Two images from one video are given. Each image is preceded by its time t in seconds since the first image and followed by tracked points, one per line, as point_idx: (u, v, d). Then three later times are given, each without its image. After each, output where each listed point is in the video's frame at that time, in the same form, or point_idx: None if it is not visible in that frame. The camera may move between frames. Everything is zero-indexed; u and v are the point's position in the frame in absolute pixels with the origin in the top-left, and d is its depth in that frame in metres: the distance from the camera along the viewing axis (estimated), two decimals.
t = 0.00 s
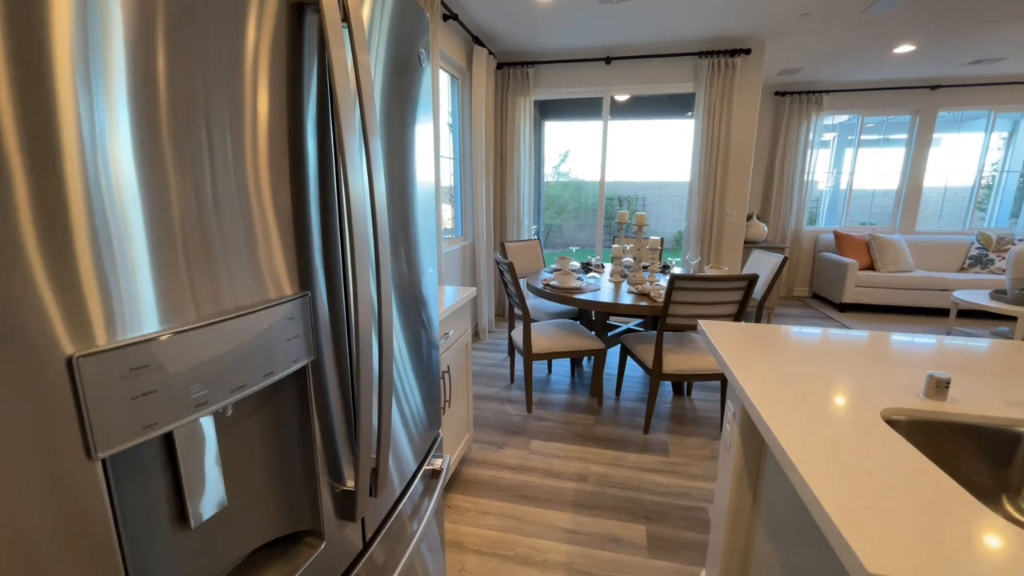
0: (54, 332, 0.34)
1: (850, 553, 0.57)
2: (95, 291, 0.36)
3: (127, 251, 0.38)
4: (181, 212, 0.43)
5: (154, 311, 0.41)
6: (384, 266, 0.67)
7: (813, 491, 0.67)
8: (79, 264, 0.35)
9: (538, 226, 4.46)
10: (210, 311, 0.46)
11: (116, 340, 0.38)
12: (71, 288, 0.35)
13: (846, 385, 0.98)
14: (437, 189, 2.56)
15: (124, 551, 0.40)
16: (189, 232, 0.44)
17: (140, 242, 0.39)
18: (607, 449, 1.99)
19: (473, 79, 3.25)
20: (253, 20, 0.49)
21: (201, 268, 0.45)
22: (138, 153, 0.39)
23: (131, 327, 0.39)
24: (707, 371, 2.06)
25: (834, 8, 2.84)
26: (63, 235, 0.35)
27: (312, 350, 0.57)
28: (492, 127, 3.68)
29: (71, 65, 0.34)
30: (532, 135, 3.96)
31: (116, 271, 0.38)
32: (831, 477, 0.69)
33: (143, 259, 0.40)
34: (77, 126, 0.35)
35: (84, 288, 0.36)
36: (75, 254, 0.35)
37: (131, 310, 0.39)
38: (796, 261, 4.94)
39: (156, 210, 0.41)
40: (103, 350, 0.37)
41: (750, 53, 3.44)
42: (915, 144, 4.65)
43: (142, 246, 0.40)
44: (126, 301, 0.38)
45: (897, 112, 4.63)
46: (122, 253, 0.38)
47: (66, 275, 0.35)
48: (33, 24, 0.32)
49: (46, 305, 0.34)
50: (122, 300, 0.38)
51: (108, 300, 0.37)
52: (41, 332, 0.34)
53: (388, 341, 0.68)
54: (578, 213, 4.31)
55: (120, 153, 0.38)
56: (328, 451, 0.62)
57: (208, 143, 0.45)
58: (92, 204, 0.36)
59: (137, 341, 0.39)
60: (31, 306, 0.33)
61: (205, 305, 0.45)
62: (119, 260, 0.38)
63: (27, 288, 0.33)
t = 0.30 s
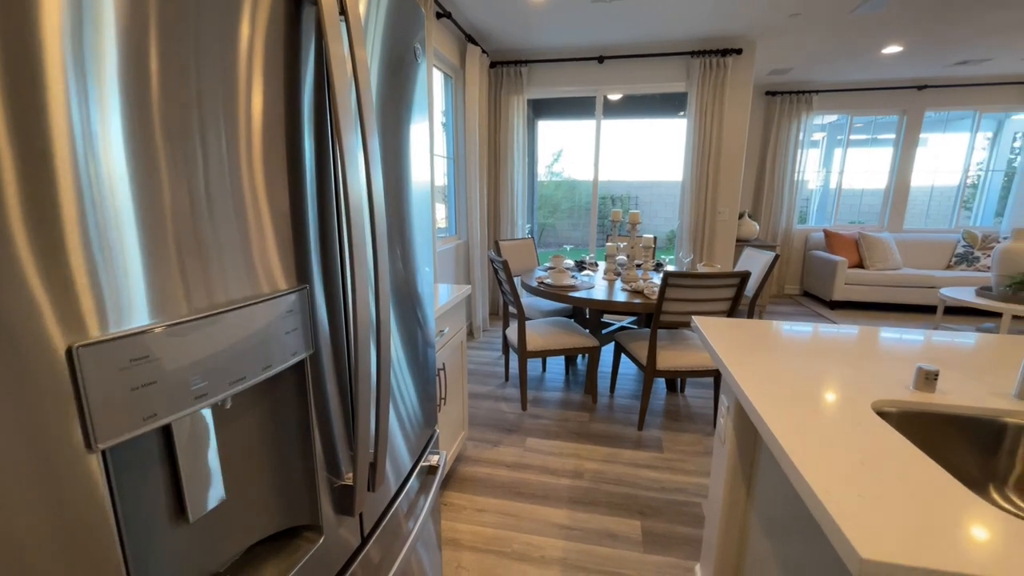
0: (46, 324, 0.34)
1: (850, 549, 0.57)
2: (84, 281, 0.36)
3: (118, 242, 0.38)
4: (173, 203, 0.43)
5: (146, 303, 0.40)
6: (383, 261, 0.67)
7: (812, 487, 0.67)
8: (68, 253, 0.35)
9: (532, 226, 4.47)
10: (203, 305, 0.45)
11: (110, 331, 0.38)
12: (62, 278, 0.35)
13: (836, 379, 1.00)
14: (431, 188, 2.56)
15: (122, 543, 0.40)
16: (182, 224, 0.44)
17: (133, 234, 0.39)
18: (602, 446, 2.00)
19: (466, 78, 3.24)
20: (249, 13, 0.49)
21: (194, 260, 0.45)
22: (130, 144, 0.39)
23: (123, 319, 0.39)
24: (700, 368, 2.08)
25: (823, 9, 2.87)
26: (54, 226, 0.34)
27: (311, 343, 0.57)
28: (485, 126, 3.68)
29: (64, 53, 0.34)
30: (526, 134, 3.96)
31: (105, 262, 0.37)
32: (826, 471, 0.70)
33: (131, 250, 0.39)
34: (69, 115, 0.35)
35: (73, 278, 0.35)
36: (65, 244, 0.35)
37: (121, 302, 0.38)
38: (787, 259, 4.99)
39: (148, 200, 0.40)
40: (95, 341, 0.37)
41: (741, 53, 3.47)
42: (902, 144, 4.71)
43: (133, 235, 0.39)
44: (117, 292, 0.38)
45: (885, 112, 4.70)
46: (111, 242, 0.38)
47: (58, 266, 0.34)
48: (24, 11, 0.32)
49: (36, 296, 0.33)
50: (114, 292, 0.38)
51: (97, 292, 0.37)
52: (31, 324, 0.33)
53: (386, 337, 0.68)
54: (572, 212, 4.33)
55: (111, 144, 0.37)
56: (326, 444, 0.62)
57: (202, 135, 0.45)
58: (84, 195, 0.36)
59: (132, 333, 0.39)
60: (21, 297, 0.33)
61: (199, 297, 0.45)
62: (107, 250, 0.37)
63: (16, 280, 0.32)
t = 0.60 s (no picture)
0: (30, 327, 0.33)
1: (846, 551, 0.57)
2: (69, 285, 0.35)
3: (106, 242, 0.37)
4: (162, 203, 0.42)
5: (137, 305, 0.40)
6: (374, 262, 0.66)
7: (807, 487, 0.67)
8: (52, 255, 0.34)
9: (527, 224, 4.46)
10: (192, 307, 0.44)
11: (96, 336, 0.37)
12: (48, 282, 0.34)
13: (830, 378, 1.00)
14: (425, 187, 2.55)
15: (105, 553, 0.39)
16: (171, 225, 0.43)
17: (122, 236, 0.38)
18: (597, 445, 2.00)
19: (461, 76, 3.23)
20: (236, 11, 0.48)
21: (183, 262, 0.44)
22: (118, 142, 0.38)
23: (113, 322, 0.38)
24: (694, 366, 2.08)
25: (817, 8, 2.87)
26: (39, 227, 0.33)
27: (300, 346, 0.56)
28: (480, 125, 3.66)
29: (48, 50, 0.33)
30: (521, 132, 3.94)
31: (94, 264, 0.36)
32: (823, 471, 0.70)
33: (122, 252, 0.38)
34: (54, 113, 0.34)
35: (59, 283, 0.34)
36: (49, 248, 0.34)
37: (112, 304, 0.38)
38: (781, 258, 5.02)
39: (136, 199, 0.39)
40: (76, 348, 0.35)
41: (736, 52, 3.47)
42: (895, 142, 4.74)
43: (121, 235, 0.38)
44: (105, 295, 0.37)
45: (878, 111, 4.72)
46: (103, 243, 0.37)
47: (42, 268, 0.33)
48: (7, 1, 0.31)
49: (20, 299, 0.32)
50: (103, 294, 0.37)
51: (84, 296, 0.36)
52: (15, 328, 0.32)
53: (377, 340, 0.67)
54: (567, 211, 4.33)
55: (99, 143, 0.36)
56: (316, 448, 0.61)
57: (190, 134, 0.44)
58: (72, 196, 0.35)
59: (121, 335, 0.38)
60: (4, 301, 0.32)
61: (185, 300, 0.44)
62: (96, 252, 0.36)
63: None
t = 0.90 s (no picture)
0: None
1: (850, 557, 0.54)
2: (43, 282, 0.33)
3: (82, 234, 0.35)
4: (143, 192, 0.39)
5: (118, 301, 0.38)
6: (360, 264, 0.63)
7: (810, 490, 0.64)
8: (25, 248, 0.32)
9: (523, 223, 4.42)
10: (174, 305, 0.42)
11: (72, 335, 0.35)
12: (15, 279, 0.32)
13: (833, 377, 0.97)
14: (419, 184, 2.50)
15: None
16: (152, 216, 0.40)
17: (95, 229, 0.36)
18: (594, 446, 1.97)
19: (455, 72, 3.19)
20: None
21: (163, 259, 0.41)
22: (97, 127, 0.36)
23: (92, 321, 0.36)
24: (692, 365, 2.06)
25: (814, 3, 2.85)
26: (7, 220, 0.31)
27: (279, 350, 0.53)
28: (475, 121, 3.62)
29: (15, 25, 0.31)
30: (517, 129, 3.90)
31: (70, 257, 0.35)
32: (829, 474, 0.67)
33: (102, 245, 0.36)
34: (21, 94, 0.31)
35: (31, 281, 0.32)
36: (20, 241, 0.32)
37: (89, 299, 0.36)
38: (777, 255, 5.01)
39: (114, 188, 0.37)
40: (45, 348, 0.33)
41: (733, 48, 3.45)
42: (891, 140, 4.74)
43: (101, 226, 0.37)
44: (85, 292, 0.35)
45: (873, 108, 4.72)
46: (80, 235, 0.35)
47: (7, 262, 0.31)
48: None
49: None
50: (79, 291, 0.35)
51: (61, 291, 0.34)
52: None
53: (363, 345, 0.64)
54: (563, 209, 4.30)
55: (74, 130, 0.34)
56: (298, 458, 0.58)
57: (171, 120, 0.41)
58: (44, 186, 0.33)
59: (82, 340, 0.35)
60: None
61: (165, 297, 0.41)
62: (76, 245, 0.35)
63: None
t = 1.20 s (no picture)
0: None
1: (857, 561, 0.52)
2: (14, 284, 0.31)
3: (61, 228, 0.33)
4: (121, 185, 0.37)
5: (101, 299, 0.36)
6: (347, 264, 0.60)
7: (815, 492, 0.62)
8: None
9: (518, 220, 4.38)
10: (154, 304, 0.39)
11: (57, 334, 0.33)
12: None
13: (838, 375, 0.94)
14: (413, 181, 2.46)
15: None
16: (132, 210, 0.38)
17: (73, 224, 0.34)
18: (591, 446, 1.95)
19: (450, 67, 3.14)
20: None
21: (146, 255, 0.39)
22: (70, 114, 0.34)
23: (76, 319, 0.34)
24: (690, 364, 2.04)
25: None
26: None
27: (257, 356, 0.49)
28: (470, 118, 3.58)
29: None
30: (513, 125, 3.86)
31: (47, 254, 0.33)
32: (835, 476, 0.64)
33: (81, 238, 0.34)
34: None
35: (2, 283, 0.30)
36: None
37: (71, 299, 0.34)
38: (774, 253, 5.00)
39: (88, 182, 0.35)
40: (10, 354, 0.31)
41: (730, 43, 3.42)
42: (886, 137, 4.73)
43: (78, 222, 0.34)
44: (64, 291, 0.34)
45: (870, 105, 4.71)
46: (57, 234, 0.33)
47: None
48: None
49: None
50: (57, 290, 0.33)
51: (35, 291, 0.32)
52: None
53: (349, 350, 0.61)
54: (559, 206, 4.27)
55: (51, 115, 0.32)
56: (281, 469, 0.54)
57: (149, 109, 0.38)
58: (18, 177, 0.31)
59: (41, 346, 0.32)
60: None
61: (142, 297, 0.39)
62: (54, 242, 0.33)
63: None
